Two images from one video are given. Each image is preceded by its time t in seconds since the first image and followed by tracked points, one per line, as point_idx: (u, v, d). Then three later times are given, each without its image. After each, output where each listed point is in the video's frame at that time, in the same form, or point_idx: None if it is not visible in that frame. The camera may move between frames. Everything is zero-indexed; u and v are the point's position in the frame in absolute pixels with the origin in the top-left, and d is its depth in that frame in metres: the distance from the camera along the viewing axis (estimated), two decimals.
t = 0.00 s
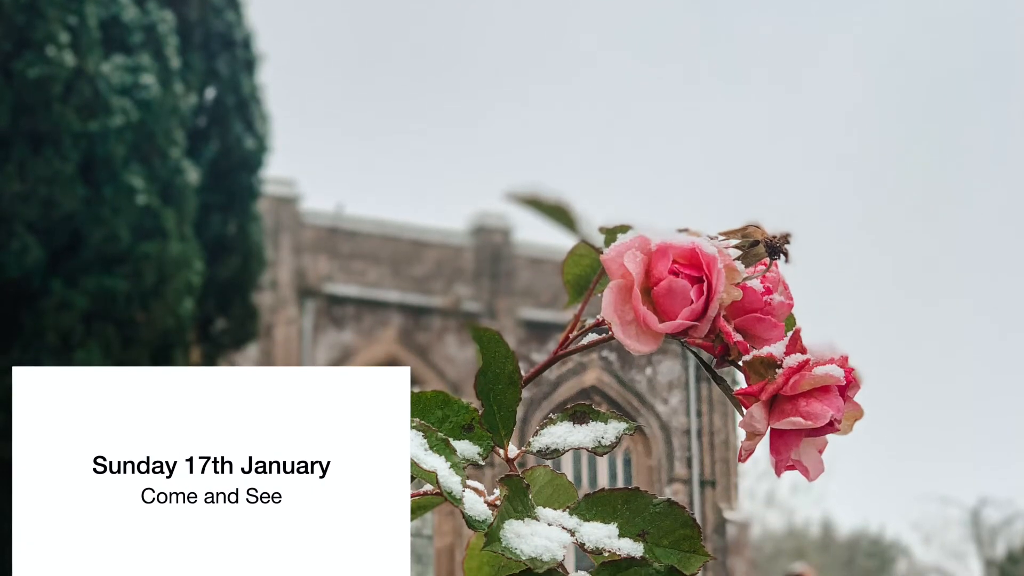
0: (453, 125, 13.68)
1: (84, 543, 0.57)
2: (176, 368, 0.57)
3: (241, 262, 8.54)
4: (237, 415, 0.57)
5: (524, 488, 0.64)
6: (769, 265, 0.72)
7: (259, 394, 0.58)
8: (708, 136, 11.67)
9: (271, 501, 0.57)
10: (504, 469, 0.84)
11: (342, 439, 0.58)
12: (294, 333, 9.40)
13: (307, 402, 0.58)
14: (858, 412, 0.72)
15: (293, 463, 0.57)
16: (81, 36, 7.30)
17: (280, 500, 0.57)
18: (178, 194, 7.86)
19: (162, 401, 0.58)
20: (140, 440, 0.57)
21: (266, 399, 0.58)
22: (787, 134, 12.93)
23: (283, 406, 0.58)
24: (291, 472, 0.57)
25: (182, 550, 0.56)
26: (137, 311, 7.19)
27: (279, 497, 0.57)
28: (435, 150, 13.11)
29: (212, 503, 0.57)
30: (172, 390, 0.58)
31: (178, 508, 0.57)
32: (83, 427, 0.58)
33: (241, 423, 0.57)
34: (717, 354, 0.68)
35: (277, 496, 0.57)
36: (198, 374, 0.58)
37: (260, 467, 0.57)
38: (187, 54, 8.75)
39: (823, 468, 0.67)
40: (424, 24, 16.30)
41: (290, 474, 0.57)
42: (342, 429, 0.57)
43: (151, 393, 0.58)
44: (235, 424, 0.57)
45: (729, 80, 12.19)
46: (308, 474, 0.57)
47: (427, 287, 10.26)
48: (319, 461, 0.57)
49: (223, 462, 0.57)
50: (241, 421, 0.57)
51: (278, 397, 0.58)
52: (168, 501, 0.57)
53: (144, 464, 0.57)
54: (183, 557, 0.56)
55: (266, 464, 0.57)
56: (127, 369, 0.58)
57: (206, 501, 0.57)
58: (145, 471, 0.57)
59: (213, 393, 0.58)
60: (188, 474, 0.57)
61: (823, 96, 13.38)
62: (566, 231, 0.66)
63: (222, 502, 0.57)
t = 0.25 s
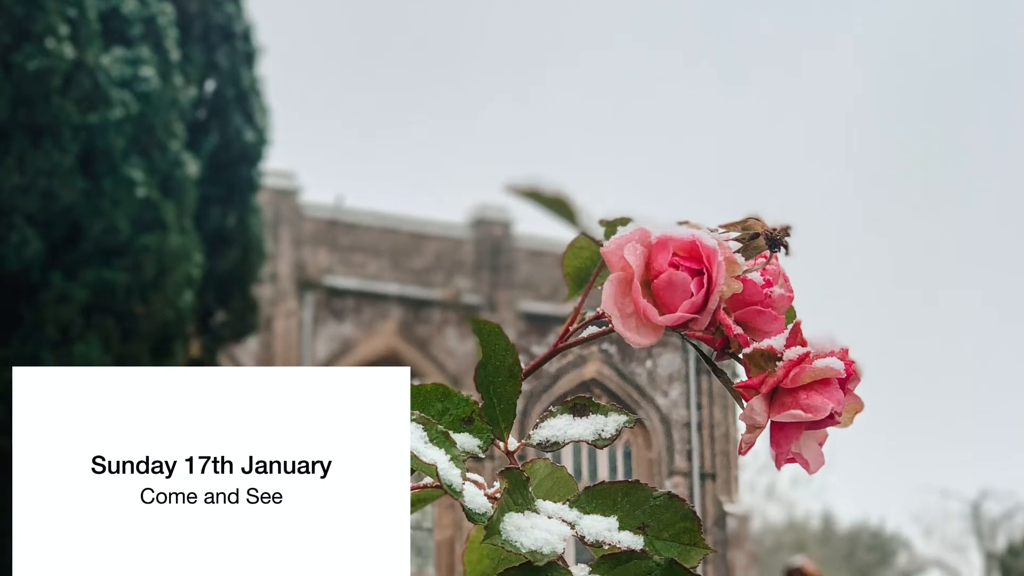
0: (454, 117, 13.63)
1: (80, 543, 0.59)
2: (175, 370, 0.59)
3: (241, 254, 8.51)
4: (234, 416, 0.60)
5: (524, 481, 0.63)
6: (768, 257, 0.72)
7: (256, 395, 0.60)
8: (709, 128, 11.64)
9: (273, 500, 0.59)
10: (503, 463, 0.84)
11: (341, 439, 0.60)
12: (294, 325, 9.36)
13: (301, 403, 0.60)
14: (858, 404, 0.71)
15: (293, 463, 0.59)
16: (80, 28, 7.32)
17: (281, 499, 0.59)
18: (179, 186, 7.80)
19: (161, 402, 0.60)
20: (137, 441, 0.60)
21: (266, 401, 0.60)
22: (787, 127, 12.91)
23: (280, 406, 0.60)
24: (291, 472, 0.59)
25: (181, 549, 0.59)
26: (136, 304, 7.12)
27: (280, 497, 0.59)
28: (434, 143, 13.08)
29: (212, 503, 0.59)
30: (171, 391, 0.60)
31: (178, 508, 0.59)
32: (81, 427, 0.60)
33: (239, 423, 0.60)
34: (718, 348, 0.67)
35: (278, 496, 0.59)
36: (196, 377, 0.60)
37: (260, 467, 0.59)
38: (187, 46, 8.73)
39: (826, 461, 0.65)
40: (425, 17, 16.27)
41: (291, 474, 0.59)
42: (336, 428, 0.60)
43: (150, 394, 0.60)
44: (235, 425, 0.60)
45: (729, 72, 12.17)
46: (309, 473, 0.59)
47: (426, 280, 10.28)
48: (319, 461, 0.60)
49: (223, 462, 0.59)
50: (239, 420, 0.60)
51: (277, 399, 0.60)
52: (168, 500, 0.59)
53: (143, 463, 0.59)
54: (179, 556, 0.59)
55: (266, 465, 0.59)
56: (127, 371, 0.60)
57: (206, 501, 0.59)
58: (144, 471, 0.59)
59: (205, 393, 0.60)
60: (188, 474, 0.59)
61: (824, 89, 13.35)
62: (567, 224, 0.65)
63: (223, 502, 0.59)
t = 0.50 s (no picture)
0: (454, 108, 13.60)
1: (82, 542, 0.60)
2: (174, 370, 0.60)
3: (241, 246, 8.49)
4: (234, 415, 0.60)
5: (524, 472, 0.63)
6: (770, 248, 0.71)
7: (256, 394, 0.60)
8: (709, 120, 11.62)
9: (273, 501, 0.60)
10: (503, 454, 0.84)
11: (342, 439, 0.60)
12: (294, 317, 9.35)
13: (302, 402, 0.60)
14: (859, 396, 0.71)
15: (294, 463, 0.60)
16: (80, 20, 7.30)
17: (282, 501, 0.60)
18: (179, 177, 7.77)
19: (161, 401, 0.61)
20: (138, 440, 0.60)
21: (268, 400, 0.60)
22: (788, 118, 12.89)
23: (279, 406, 0.60)
24: (293, 472, 0.60)
25: (183, 549, 0.59)
26: (136, 296, 7.09)
27: (281, 498, 0.60)
28: (433, 135, 13.06)
29: (211, 503, 0.59)
30: (171, 391, 0.61)
31: (178, 507, 0.60)
32: (79, 427, 0.61)
33: (238, 422, 0.60)
34: (719, 339, 0.67)
35: (278, 497, 0.60)
36: (194, 376, 0.61)
37: (260, 466, 0.60)
38: (187, 38, 8.71)
39: (826, 453, 0.66)
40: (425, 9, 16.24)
41: (293, 473, 0.60)
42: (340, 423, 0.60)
43: (149, 393, 0.60)
44: (238, 424, 0.60)
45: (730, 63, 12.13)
46: (310, 474, 0.60)
47: (426, 271, 10.26)
48: (320, 461, 0.60)
49: (223, 461, 0.59)
50: (238, 420, 0.60)
51: (277, 399, 0.60)
52: (168, 500, 0.60)
53: (142, 463, 0.60)
54: (181, 555, 0.59)
55: (267, 464, 0.60)
56: (128, 370, 0.61)
57: (206, 501, 0.59)
58: (143, 470, 0.60)
59: (205, 392, 0.61)
60: (187, 473, 0.60)
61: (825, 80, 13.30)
62: (566, 215, 0.65)
63: (223, 502, 0.59)
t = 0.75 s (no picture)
0: (454, 99, 13.57)
1: (82, 541, 0.60)
2: (175, 369, 0.59)
3: (241, 237, 8.49)
4: (235, 416, 0.60)
5: (524, 464, 0.62)
6: (769, 241, 0.71)
7: (256, 394, 0.60)
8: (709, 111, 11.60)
9: (273, 501, 0.60)
10: (503, 445, 0.84)
11: (345, 440, 0.60)
12: (294, 308, 9.33)
13: (302, 402, 0.60)
14: (858, 387, 0.70)
15: (297, 463, 0.60)
16: (80, 10, 7.27)
17: (283, 501, 0.60)
18: (178, 168, 7.77)
19: (161, 401, 0.60)
20: (136, 440, 0.60)
21: (268, 399, 0.60)
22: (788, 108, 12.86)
23: (280, 404, 0.60)
24: (295, 472, 0.60)
25: (181, 548, 0.59)
26: (135, 287, 7.09)
27: (282, 498, 0.60)
28: (433, 126, 13.05)
29: (211, 504, 0.59)
30: (170, 392, 0.60)
31: (177, 508, 0.60)
32: (77, 426, 0.60)
33: (240, 422, 0.60)
34: (718, 331, 0.67)
35: (280, 496, 0.60)
36: (194, 375, 0.60)
37: (261, 467, 0.60)
38: (186, 29, 8.69)
39: (827, 445, 0.65)
40: None
41: (295, 474, 0.60)
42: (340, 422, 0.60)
43: (148, 394, 0.60)
44: (237, 423, 0.60)
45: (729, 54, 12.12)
46: (312, 474, 0.60)
47: (427, 262, 10.21)
48: (323, 461, 0.60)
49: (224, 461, 0.59)
50: (239, 420, 0.60)
51: (276, 399, 0.60)
52: (166, 501, 0.60)
53: (140, 463, 0.60)
54: (182, 554, 0.59)
55: (267, 465, 0.60)
56: (128, 369, 0.60)
57: (205, 502, 0.59)
58: (141, 470, 0.60)
59: (203, 391, 0.60)
60: (187, 473, 0.59)
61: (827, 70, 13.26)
62: (566, 208, 0.64)
63: (222, 503, 0.59)
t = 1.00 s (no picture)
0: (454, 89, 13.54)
1: (83, 541, 0.59)
2: (175, 369, 0.59)
3: (241, 227, 8.47)
4: (235, 415, 0.60)
5: (524, 454, 0.62)
6: (770, 230, 0.70)
7: (256, 393, 0.60)
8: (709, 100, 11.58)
9: (274, 501, 0.60)
10: (503, 436, 0.83)
11: (345, 440, 0.60)
12: (294, 298, 9.33)
13: (302, 402, 0.60)
14: (859, 377, 0.70)
15: (298, 463, 0.59)
16: None
17: (283, 501, 0.59)
18: (177, 158, 7.76)
19: (162, 401, 0.60)
20: (137, 440, 0.60)
21: (268, 400, 0.60)
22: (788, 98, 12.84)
23: (282, 403, 0.60)
24: (296, 471, 0.60)
25: (181, 548, 0.59)
26: (135, 277, 7.09)
27: (282, 498, 0.59)
28: (433, 115, 13.03)
29: (211, 504, 0.59)
30: (171, 391, 0.60)
31: (177, 508, 0.59)
32: (76, 426, 0.60)
33: (240, 421, 0.60)
34: (718, 320, 0.66)
35: (280, 497, 0.59)
36: (194, 375, 0.60)
37: (262, 467, 0.59)
38: (186, 18, 8.65)
39: (828, 435, 0.65)
40: None
41: (295, 473, 0.60)
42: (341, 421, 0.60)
43: (150, 393, 0.60)
44: (239, 424, 0.60)
45: (729, 43, 12.10)
46: (313, 474, 0.60)
47: (426, 253, 10.21)
48: (324, 461, 0.60)
49: (224, 461, 0.59)
50: (242, 419, 0.60)
51: (276, 398, 0.60)
52: (167, 500, 0.59)
53: (140, 463, 0.59)
54: (181, 554, 0.59)
55: (269, 464, 0.59)
56: (127, 369, 0.60)
57: (205, 501, 0.59)
58: (140, 471, 0.60)
59: (201, 391, 0.60)
60: (187, 473, 0.59)
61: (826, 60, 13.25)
62: (567, 196, 0.64)
63: (223, 503, 0.59)
